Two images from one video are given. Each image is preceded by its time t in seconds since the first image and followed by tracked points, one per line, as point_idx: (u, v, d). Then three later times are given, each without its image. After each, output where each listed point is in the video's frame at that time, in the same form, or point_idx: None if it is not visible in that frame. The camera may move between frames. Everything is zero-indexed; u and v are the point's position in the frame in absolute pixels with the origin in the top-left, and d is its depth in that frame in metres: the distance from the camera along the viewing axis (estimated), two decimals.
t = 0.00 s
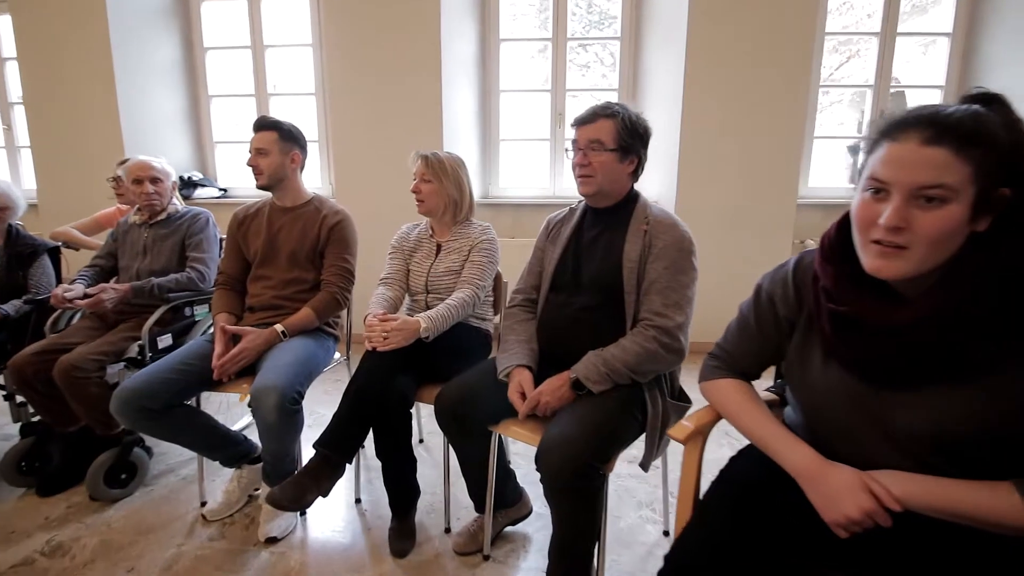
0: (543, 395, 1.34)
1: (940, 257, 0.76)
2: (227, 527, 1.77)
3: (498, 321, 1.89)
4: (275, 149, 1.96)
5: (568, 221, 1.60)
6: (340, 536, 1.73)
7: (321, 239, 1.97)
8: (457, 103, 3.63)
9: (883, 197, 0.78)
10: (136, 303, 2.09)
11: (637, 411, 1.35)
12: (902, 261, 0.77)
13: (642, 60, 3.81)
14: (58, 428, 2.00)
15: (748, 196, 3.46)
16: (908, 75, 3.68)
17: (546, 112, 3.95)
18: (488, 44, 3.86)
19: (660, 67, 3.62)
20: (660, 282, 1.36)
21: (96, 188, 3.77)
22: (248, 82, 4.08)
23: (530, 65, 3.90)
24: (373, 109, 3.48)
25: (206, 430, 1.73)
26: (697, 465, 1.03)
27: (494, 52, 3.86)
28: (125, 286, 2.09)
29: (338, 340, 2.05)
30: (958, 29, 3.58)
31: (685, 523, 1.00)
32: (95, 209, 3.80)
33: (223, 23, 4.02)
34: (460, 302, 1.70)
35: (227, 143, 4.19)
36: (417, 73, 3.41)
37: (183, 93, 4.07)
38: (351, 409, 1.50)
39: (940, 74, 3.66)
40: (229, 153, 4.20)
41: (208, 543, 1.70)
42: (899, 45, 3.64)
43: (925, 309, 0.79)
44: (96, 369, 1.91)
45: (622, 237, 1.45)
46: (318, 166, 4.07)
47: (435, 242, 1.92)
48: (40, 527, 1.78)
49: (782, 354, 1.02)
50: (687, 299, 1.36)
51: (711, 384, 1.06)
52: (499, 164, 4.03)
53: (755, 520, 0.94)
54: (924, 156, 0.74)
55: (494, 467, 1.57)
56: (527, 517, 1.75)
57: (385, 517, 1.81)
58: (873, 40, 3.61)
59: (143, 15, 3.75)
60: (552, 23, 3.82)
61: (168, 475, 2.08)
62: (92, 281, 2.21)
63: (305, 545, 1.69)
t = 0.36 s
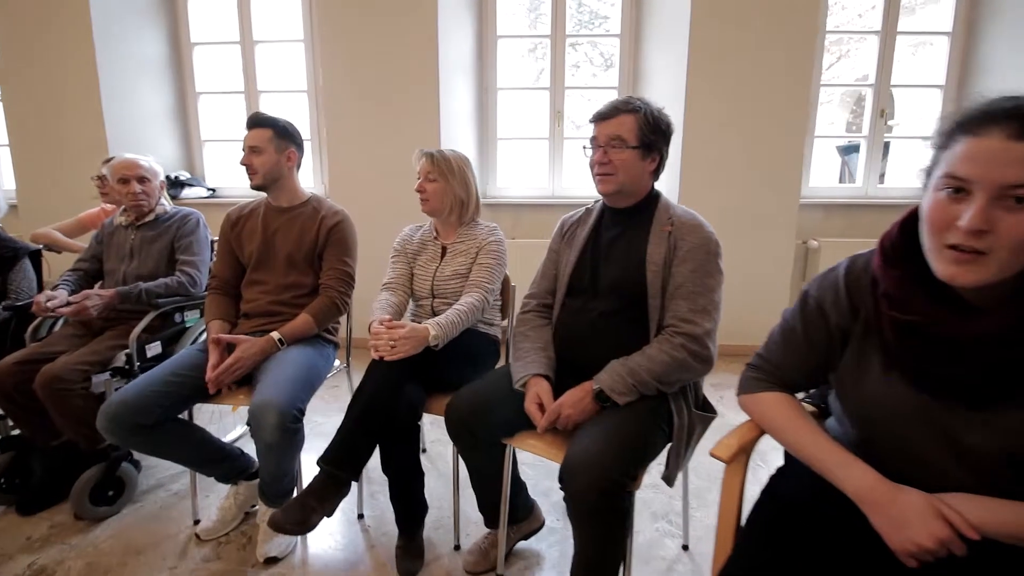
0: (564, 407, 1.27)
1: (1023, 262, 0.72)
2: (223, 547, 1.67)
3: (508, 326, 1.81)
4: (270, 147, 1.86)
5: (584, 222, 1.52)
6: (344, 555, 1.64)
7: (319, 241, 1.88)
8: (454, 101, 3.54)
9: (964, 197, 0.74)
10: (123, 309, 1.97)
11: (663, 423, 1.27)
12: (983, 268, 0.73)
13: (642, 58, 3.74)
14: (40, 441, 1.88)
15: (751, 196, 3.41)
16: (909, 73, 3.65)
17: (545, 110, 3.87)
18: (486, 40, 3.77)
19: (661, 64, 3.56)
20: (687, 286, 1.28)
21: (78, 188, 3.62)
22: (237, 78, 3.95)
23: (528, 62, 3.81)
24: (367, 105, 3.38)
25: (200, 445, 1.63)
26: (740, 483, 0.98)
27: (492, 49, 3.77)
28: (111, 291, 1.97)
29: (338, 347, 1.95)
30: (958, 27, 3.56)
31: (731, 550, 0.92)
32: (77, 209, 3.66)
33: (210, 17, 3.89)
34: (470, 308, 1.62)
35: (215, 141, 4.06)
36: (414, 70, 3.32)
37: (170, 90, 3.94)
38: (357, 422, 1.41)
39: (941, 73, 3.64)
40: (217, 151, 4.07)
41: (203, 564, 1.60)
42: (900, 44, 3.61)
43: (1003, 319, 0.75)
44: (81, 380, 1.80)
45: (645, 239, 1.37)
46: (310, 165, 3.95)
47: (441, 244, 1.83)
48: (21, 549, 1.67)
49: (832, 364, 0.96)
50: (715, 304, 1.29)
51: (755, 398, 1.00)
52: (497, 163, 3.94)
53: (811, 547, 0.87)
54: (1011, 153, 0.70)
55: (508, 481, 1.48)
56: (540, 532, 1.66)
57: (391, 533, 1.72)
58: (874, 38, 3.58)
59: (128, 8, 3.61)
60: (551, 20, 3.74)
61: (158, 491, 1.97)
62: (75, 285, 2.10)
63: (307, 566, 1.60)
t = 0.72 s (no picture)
0: (595, 421, 1.20)
1: None
2: (226, 568, 1.59)
3: (523, 333, 1.74)
4: (272, 147, 1.77)
5: (607, 225, 1.44)
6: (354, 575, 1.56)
7: (324, 244, 1.79)
8: (456, 100, 3.46)
9: None
10: (117, 317, 1.88)
11: (699, 438, 1.21)
12: None
13: (646, 56, 3.68)
14: (29, 457, 1.79)
15: (758, 197, 3.36)
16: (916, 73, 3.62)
17: (548, 109, 3.79)
18: (487, 37, 3.69)
19: (666, 64, 3.50)
20: (722, 294, 1.22)
21: (67, 189, 3.51)
22: (231, 75, 3.84)
23: (530, 60, 3.73)
24: (367, 105, 3.29)
25: (201, 462, 1.54)
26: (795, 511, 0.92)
27: (493, 46, 3.69)
28: (105, 298, 1.88)
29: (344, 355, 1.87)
30: (962, 27, 3.54)
31: None
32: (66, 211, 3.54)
33: (203, 14, 3.78)
34: (487, 315, 1.55)
35: (208, 141, 3.95)
36: (415, 67, 3.24)
37: (161, 87, 3.82)
38: (372, 440, 1.33)
39: (945, 73, 3.62)
40: (211, 151, 3.96)
41: None
42: (905, 43, 3.58)
43: None
44: (73, 393, 1.70)
45: (674, 243, 1.30)
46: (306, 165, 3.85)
47: (452, 247, 1.76)
48: (9, 573, 1.57)
49: (889, 376, 0.92)
50: (751, 311, 1.22)
51: (808, 414, 0.95)
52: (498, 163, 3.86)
53: None
54: None
55: (529, 499, 1.41)
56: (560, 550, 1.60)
57: (403, 551, 1.65)
58: (879, 38, 3.55)
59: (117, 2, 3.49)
60: (554, 17, 3.67)
61: (155, 507, 1.88)
62: (66, 291, 2.00)
63: None
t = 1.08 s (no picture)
0: (625, 432, 1.13)
1: None
2: None
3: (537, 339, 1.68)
4: (278, 143, 1.70)
5: (631, 225, 1.37)
6: None
7: (332, 246, 1.72)
8: (459, 98, 3.38)
9: None
10: (112, 322, 1.79)
11: (736, 451, 1.15)
12: None
13: (652, 54, 3.61)
14: (20, 470, 1.68)
15: (766, 196, 3.31)
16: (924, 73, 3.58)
17: (552, 107, 3.72)
18: (491, 35, 3.62)
19: (672, 61, 3.44)
20: (759, 298, 1.15)
21: (58, 188, 3.40)
22: (228, 72, 3.75)
23: (534, 57, 3.66)
24: (369, 102, 3.21)
25: (203, 475, 1.46)
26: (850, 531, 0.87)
27: (497, 44, 3.62)
28: (99, 302, 1.79)
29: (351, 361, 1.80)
30: (969, 27, 3.51)
31: None
32: (57, 211, 3.43)
33: (200, 9, 3.69)
34: (505, 320, 1.49)
35: (204, 139, 3.85)
36: (418, 65, 3.17)
37: (156, 84, 3.73)
38: (388, 452, 1.26)
39: (952, 73, 3.59)
40: (207, 149, 3.87)
41: None
42: (913, 42, 3.54)
43: None
44: (66, 402, 1.62)
45: (705, 244, 1.23)
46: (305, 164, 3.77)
47: (466, 248, 1.70)
48: None
49: (951, 384, 0.89)
50: (788, 317, 1.17)
51: (864, 428, 0.91)
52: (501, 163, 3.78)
53: None
54: None
55: (552, 513, 1.35)
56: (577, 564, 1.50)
57: (415, 566, 1.58)
58: (887, 37, 3.52)
59: None
60: (558, 14, 3.60)
61: (152, 520, 1.80)
62: (58, 295, 1.91)
63: None
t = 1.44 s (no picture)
0: (662, 445, 1.08)
1: None
2: None
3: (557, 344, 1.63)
4: (285, 142, 1.63)
5: (660, 226, 1.32)
6: None
7: (345, 248, 1.66)
8: (465, 97, 3.32)
9: None
10: (116, 327, 1.73)
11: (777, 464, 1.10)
12: None
13: (661, 51, 3.55)
14: (20, 481, 1.58)
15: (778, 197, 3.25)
16: (934, 72, 3.54)
17: (559, 106, 3.66)
18: (497, 33, 3.56)
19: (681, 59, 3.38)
20: (800, 304, 1.11)
21: (57, 189, 3.33)
22: (229, 71, 3.69)
23: (541, 56, 3.61)
24: (374, 101, 3.15)
25: (215, 487, 1.40)
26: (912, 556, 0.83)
27: (503, 42, 3.57)
28: (102, 306, 1.73)
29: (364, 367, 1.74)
30: (980, 25, 3.47)
31: None
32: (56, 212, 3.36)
33: (201, 6, 3.62)
34: (526, 325, 1.44)
35: (206, 139, 3.79)
36: (424, 63, 3.11)
37: (156, 83, 3.66)
38: (413, 466, 1.21)
39: (963, 71, 3.55)
40: (208, 149, 3.80)
41: None
42: (924, 40, 3.50)
43: None
44: (69, 411, 1.55)
45: (741, 247, 1.19)
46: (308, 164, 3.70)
47: (484, 250, 1.65)
48: None
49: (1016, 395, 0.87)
50: (830, 322, 1.13)
51: (926, 445, 0.88)
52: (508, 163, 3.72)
53: None
54: None
55: (579, 527, 1.29)
56: None
57: None
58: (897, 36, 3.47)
59: None
60: (566, 11, 3.54)
61: (158, 532, 1.74)
62: (60, 299, 1.84)
63: None
